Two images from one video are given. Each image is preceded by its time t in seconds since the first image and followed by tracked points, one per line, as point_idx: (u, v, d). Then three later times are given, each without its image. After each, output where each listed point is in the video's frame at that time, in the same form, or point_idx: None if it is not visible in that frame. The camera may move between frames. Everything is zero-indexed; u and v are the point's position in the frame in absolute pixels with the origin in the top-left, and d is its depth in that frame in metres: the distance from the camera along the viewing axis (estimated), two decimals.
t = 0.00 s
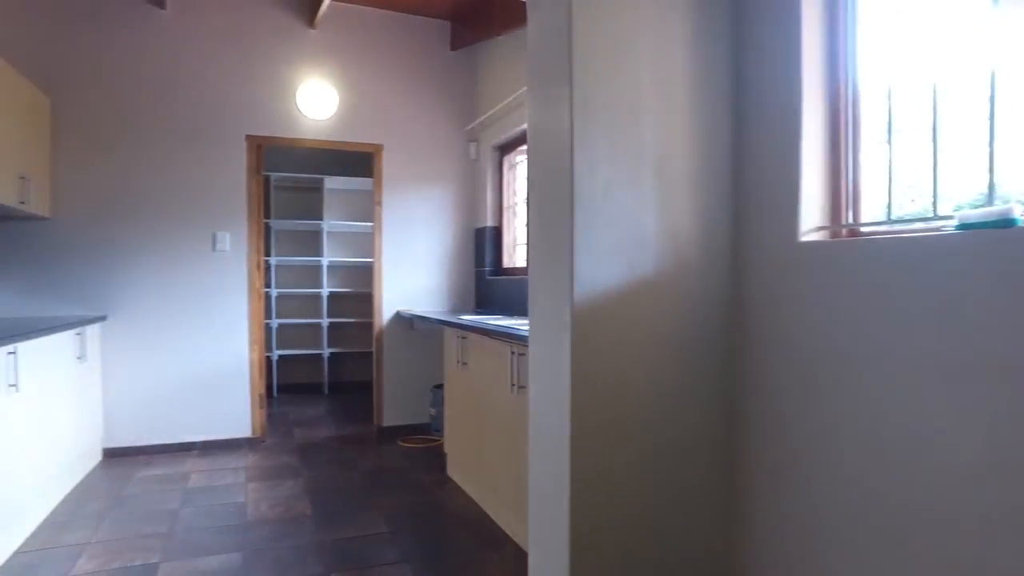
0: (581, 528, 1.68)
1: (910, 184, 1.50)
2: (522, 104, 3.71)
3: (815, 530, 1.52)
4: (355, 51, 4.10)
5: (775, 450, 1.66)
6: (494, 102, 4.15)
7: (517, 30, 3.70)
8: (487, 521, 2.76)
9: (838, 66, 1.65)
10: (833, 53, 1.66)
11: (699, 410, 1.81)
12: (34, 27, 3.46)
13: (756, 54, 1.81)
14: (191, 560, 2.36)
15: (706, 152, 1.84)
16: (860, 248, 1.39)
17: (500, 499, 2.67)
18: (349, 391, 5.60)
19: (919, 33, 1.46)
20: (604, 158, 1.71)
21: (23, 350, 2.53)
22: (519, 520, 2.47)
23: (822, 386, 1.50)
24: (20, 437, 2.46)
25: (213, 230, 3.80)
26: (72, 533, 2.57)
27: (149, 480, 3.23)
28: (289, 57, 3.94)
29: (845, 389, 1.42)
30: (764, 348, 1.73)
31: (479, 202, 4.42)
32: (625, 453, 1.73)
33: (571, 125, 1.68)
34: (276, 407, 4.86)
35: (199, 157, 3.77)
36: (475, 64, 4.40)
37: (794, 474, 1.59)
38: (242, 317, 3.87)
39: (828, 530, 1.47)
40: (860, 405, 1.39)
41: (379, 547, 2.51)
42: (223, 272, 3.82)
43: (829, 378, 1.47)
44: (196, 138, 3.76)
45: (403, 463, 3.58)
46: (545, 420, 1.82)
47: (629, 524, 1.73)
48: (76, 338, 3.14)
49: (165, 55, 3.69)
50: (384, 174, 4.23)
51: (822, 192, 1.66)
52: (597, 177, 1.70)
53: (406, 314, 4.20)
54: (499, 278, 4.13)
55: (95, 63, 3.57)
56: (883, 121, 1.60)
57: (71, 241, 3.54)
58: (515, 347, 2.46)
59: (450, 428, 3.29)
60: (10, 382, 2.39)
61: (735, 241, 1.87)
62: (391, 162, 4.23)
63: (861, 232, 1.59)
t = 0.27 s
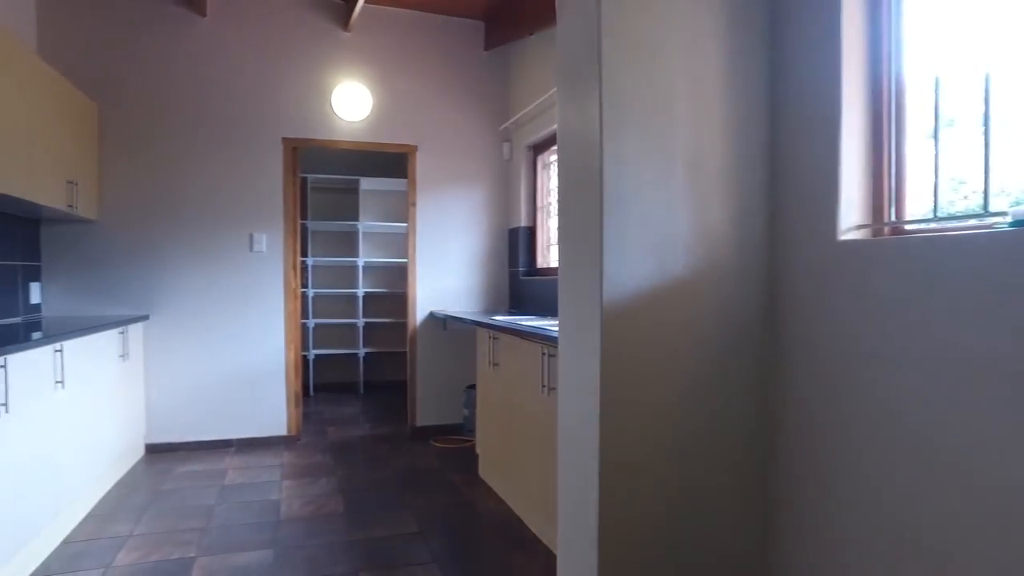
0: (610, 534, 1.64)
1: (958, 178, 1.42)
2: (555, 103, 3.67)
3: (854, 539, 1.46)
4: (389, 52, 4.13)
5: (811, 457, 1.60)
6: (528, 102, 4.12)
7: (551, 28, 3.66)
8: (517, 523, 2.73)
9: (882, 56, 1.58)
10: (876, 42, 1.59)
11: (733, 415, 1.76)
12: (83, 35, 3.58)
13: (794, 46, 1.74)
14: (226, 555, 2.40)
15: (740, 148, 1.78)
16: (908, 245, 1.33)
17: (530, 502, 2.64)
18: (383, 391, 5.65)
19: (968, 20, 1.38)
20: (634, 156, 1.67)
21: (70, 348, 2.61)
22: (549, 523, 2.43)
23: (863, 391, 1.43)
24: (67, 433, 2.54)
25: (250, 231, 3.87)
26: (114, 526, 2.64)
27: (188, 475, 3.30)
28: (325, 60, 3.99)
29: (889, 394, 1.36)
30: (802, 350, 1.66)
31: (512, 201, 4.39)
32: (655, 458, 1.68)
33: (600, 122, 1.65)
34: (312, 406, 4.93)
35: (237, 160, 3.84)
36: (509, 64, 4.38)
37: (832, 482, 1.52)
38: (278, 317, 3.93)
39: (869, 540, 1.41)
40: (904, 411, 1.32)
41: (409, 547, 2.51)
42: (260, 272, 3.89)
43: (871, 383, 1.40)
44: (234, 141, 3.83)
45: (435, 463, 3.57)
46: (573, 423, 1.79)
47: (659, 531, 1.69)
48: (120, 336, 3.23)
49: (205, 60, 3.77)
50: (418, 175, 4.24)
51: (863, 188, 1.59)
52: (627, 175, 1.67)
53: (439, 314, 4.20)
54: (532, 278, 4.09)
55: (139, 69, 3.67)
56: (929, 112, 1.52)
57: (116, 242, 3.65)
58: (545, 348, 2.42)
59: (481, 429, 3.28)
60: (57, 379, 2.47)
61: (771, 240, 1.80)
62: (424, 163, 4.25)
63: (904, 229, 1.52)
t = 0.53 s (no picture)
0: (634, 539, 1.61)
1: (998, 174, 1.35)
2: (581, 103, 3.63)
3: (887, 549, 1.40)
4: (415, 53, 4.14)
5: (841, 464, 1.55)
6: (555, 102, 4.09)
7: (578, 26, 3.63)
8: (542, 526, 2.70)
9: (918, 49, 1.52)
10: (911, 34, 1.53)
11: (761, 419, 1.71)
12: (119, 41, 3.67)
13: (825, 38, 1.68)
14: (253, 552, 2.43)
15: (769, 145, 1.73)
16: (945, 243, 1.27)
17: (555, 505, 2.61)
18: (411, 391, 5.67)
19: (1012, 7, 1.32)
20: (658, 153, 1.64)
21: (104, 347, 2.67)
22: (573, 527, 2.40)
23: (896, 394, 1.38)
24: (101, 430, 2.60)
25: (280, 232, 3.92)
26: (146, 521, 2.70)
27: (218, 473, 3.35)
28: (353, 62, 4.02)
29: (925, 398, 1.30)
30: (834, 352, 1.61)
31: (540, 201, 4.36)
32: (681, 462, 1.65)
33: (624, 118, 1.62)
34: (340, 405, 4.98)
35: (267, 162, 3.89)
36: (536, 64, 4.35)
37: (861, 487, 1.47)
38: (306, 317, 3.97)
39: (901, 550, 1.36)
40: (942, 417, 1.27)
41: (433, 547, 2.50)
42: (289, 273, 3.93)
43: (905, 386, 1.35)
44: (264, 143, 3.89)
45: (461, 465, 3.56)
46: (596, 425, 1.76)
47: (684, 537, 1.65)
48: (152, 336, 3.30)
49: (236, 64, 3.83)
50: (445, 175, 4.24)
51: (897, 183, 1.53)
52: (651, 173, 1.63)
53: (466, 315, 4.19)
54: (560, 277, 4.02)
55: (172, 74, 3.74)
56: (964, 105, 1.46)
57: (151, 244, 3.73)
58: (570, 349, 2.39)
59: (507, 430, 3.26)
60: (92, 376, 2.52)
61: (802, 239, 1.74)
62: (451, 163, 4.25)
63: (941, 228, 1.46)
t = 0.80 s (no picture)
0: (661, 545, 1.58)
1: None
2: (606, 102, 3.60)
3: (938, 561, 1.36)
4: (439, 54, 4.14)
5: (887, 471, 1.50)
6: (578, 101, 4.06)
7: (602, 25, 3.60)
8: (566, 529, 2.67)
9: (957, 43, 1.47)
10: (949, 27, 1.48)
11: (791, 424, 1.66)
12: (149, 46, 3.73)
13: (856, 33, 1.63)
14: (277, 551, 2.44)
15: (799, 141, 1.68)
16: (1010, 243, 1.22)
17: (578, 508, 2.58)
18: (435, 391, 5.68)
19: None
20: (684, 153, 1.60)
21: (133, 347, 2.71)
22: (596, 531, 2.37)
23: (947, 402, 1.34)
24: (129, 428, 2.63)
25: (304, 233, 3.95)
26: (173, 519, 2.73)
27: (244, 472, 3.38)
28: (377, 63, 4.04)
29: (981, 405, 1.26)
30: (868, 357, 1.56)
31: (563, 202, 4.33)
32: (708, 468, 1.61)
33: (648, 118, 1.59)
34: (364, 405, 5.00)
35: (292, 163, 3.93)
36: (560, 64, 4.32)
37: (910, 498, 1.42)
38: (330, 317, 3.99)
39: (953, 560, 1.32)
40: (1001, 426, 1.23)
41: (456, 549, 2.49)
42: (314, 274, 3.96)
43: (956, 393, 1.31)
44: (291, 145, 3.92)
45: (484, 466, 3.55)
46: (621, 429, 1.73)
47: (713, 544, 1.61)
48: (179, 335, 3.34)
49: (262, 66, 3.87)
50: (468, 175, 4.22)
51: (935, 182, 1.48)
52: (677, 171, 1.60)
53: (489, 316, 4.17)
54: (584, 278, 3.99)
55: (200, 77, 3.79)
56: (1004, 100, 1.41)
57: (179, 245, 3.78)
58: (593, 351, 2.35)
59: (530, 432, 3.24)
60: (121, 376, 2.56)
61: (832, 240, 1.69)
62: (475, 164, 4.23)
63: (981, 227, 1.41)
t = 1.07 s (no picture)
0: (687, 554, 1.54)
1: None
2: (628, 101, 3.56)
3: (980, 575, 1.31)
4: (459, 55, 4.13)
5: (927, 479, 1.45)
6: (599, 101, 4.02)
7: (624, 24, 3.56)
8: (587, 535, 2.64)
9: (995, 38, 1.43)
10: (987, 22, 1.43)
11: (821, 430, 1.62)
12: (173, 50, 3.77)
13: (888, 29, 1.59)
14: (298, 553, 2.44)
15: (829, 140, 1.63)
16: None
17: (600, 514, 2.55)
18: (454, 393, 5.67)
19: None
20: (711, 153, 1.57)
21: (157, 348, 2.73)
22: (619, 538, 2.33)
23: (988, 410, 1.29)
24: (153, 429, 2.66)
25: (325, 235, 3.96)
26: (195, 520, 2.74)
27: (265, 473, 3.39)
28: (397, 65, 4.04)
29: None
30: (901, 362, 1.51)
31: (584, 203, 4.29)
32: (735, 476, 1.57)
33: (673, 118, 1.55)
34: (384, 406, 5.01)
35: (313, 165, 3.94)
36: (580, 64, 4.29)
37: (948, 508, 1.38)
38: (351, 318, 4.00)
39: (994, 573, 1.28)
40: None
41: (477, 553, 2.47)
42: (334, 276, 3.97)
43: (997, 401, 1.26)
44: (312, 147, 3.94)
45: (504, 469, 3.53)
46: (645, 434, 1.70)
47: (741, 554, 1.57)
48: (202, 337, 3.36)
49: (284, 69, 3.89)
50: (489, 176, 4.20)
51: (973, 182, 1.43)
52: (703, 171, 1.56)
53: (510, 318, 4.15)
54: (605, 280, 3.95)
55: (223, 80, 3.82)
56: None
57: (202, 247, 3.81)
58: (616, 354, 2.31)
59: (550, 435, 3.21)
60: (144, 377, 2.57)
61: (863, 242, 1.64)
62: (496, 165, 4.21)
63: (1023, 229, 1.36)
